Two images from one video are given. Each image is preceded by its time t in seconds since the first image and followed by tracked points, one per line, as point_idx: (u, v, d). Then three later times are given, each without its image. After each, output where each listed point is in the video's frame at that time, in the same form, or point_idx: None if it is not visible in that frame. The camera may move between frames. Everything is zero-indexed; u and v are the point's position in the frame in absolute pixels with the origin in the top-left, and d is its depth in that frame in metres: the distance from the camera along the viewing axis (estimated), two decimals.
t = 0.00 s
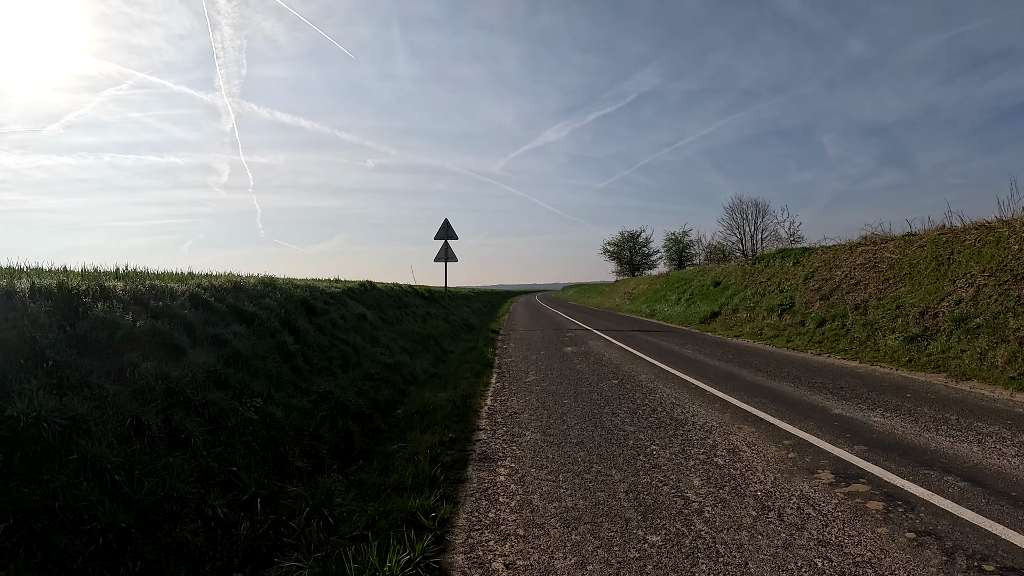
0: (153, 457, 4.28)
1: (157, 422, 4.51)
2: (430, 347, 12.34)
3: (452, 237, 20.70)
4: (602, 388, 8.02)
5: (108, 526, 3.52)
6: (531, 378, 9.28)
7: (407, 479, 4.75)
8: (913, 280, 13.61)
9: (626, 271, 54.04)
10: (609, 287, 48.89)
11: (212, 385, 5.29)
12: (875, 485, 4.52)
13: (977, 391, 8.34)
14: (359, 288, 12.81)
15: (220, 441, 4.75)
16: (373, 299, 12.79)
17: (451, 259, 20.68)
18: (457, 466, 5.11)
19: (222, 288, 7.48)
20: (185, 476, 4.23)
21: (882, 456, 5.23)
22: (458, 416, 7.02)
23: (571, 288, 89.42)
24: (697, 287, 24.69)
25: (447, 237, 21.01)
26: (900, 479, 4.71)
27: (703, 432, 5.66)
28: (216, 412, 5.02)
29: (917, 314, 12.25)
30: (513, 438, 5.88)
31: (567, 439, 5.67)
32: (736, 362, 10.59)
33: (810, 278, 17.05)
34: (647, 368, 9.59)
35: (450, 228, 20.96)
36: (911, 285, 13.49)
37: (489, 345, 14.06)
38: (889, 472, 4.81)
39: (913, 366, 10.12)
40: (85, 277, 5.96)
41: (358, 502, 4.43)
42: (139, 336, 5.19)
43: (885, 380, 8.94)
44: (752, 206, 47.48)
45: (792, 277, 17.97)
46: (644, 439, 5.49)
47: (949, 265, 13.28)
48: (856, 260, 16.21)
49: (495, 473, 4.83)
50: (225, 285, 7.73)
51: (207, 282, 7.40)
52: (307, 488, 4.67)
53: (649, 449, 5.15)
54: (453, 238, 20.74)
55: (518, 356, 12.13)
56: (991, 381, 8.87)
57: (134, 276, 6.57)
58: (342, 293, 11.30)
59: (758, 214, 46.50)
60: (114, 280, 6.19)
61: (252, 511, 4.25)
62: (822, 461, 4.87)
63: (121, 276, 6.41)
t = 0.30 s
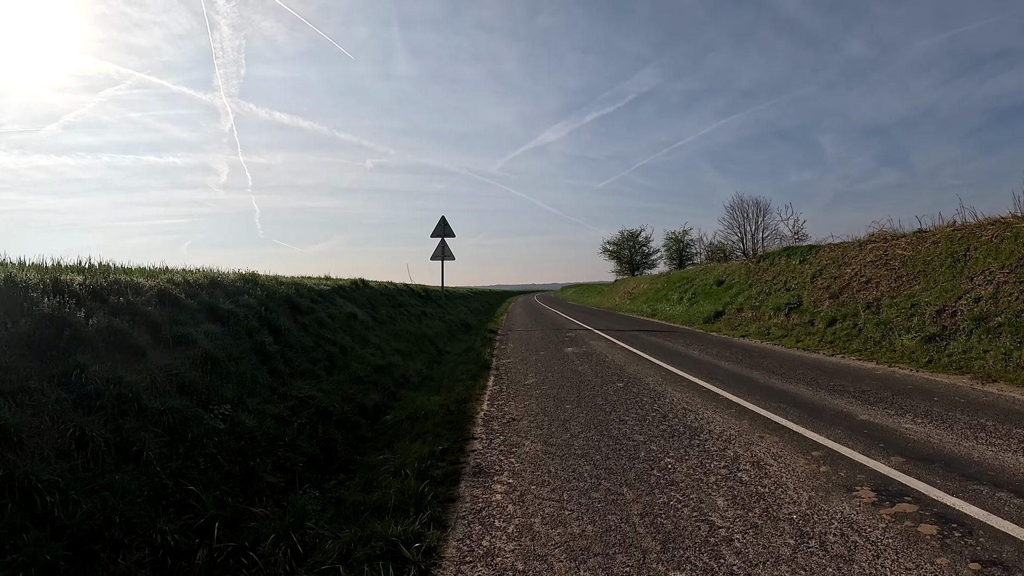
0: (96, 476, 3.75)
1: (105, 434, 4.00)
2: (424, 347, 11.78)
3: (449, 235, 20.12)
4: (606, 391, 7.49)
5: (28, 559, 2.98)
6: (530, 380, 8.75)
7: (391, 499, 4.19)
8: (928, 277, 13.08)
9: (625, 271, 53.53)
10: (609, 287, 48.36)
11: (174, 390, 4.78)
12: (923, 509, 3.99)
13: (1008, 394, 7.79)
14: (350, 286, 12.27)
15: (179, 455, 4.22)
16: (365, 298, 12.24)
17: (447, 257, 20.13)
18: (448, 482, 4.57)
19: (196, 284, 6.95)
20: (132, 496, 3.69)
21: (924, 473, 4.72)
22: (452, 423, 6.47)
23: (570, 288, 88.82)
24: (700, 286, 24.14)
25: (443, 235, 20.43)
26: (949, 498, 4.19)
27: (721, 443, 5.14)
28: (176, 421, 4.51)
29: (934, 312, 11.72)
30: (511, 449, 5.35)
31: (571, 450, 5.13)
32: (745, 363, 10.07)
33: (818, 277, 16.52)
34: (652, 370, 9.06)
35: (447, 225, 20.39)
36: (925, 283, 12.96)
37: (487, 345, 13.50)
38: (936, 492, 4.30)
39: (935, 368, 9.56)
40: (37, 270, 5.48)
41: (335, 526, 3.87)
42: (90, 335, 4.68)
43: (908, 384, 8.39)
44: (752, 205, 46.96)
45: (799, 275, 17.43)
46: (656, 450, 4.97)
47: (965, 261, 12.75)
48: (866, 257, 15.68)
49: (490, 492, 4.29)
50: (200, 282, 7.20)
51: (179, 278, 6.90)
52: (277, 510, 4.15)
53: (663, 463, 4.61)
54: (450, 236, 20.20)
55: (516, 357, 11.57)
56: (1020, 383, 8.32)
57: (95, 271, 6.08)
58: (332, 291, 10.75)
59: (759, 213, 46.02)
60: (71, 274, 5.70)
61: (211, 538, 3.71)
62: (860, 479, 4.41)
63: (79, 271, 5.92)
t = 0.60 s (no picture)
0: (31, 514, 3.30)
1: (45, 463, 3.57)
2: (420, 353, 11.30)
3: (447, 235, 19.62)
4: (614, 403, 6.99)
5: None
6: (531, 390, 8.24)
7: (370, 537, 3.69)
8: (944, 280, 12.56)
9: (626, 271, 52.99)
10: (610, 288, 47.82)
11: (133, 411, 4.43)
12: (982, 550, 3.47)
13: None
14: (343, 288, 11.79)
15: (132, 487, 3.85)
16: (359, 300, 11.76)
17: (445, 258, 19.64)
18: (437, 515, 4.10)
19: (167, 292, 6.59)
20: (73, 536, 3.27)
21: (971, 505, 4.22)
22: (446, 440, 5.98)
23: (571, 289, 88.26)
24: (703, 287, 23.63)
25: (441, 235, 19.93)
26: (1009, 535, 3.68)
27: (743, 468, 4.64)
28: (132, 447, 4.14)
29: (953, 317, 11.20)
30: (512, 472, 4.84)
31: (577, 475, 4.63)
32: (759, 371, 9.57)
33: (827, 279, 16.01)
34: (660, 378, 8.56)
35: (445, 226, 19.89)
36: (942, 286, 12.44)
37: (485, 350, 13.00)
38: (990, 527, 3.80)
39: (959, 377, 9.03)
40: None
41: (307, 570, 3.38)
42: (36, 348, 4.28)
43: (935, 396, 7.86)
44: (755, 205, 46.42)
45: (807, 277, 16.93)
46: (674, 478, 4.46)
47: (984, 263, 12.22)
48: (878, 259, 15.17)
49: (487, 527, 3.79)
50: (173, 288, 6.79)
51: (149, 286, 6.49)
52: (242, 548, 3.75)
53: (682, 494, 4.12)
54: (447, 236, 19.72)
55: (516, 363, 11.06)
56: None
57: (54, 277, 5.72)
58: (322, 294, 10.27)
59: (761, 212, 45.49)
60: (26, 280, 5.33)
61: None
62: (902, 519, 3.93)
63: (36, 276, 5.56)
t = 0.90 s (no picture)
0: None
1: None
2: (415, 354, 10.77)
3: (445, 233, 19.06)
4: (624, 411, 6.44)
5: None
6: (532, 395, 7.68)
7: None
8: (963, 279, 12.00)
9: (627, 271, 52.40)
10: (612, 287, 47.20)
11: (82, 424, 4.10)
12: None
13: None
14: (335, 287, 11.27)
15: (67, 516, 3.43)
16: (351, 299, 11.24)
17: (443, 256, 19.10)
18: (429, 546, 3.59)
19: (134, 289, 6.14)
20: None
21: None
22: (439, 452, 5.45)
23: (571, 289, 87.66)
24: (708, 287, 23.04)
25: (439, 233, 19.39)
26: None
27: (774, 492, 4.12)
28: (75, 467, 3.78)
29: (974, 317, 10.62)
30: (512, 493, 4.30)
31: (587, 497, 4.09)
32: (774, 374, 9.00)
33: (837, 278, 15.46)
34: (671, 383, 8.00)
35: (443, 223, 19.34)
36: (961, 285, 11.87)
37: (484, 351, 12.47)
38: None
39: (986, 380, 8.44)
40: None
41: None
42: None
43: (968, 402, 7.29)
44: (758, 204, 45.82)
45: (817, 276, 16.37)
46: (698, 504, 3.91)
47: (1006, 260, 11.63)
48: (892, 257, 14.60)
49: (483, 563, 3.25)
50: (141, 285, 6.32)
51: (115, 283, 6.04)
52: None
53: (710, 525, 3.59)
54: (445, 234, 19.18)
55: (516, 365, 10.51)
56: None
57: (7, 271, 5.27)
58: (312, 292, 9.75)
59: (765, 211, 44.85)
60: None
61: None
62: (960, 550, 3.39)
63: None
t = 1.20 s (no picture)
0: None
1: None
2: (405, 358, 10.23)
3: (438, 232, 18.51)
4: (628, 421, 5.92)
5: None
6: (529, 403, 7.15)
7: None
8: (976, 279, 11.58)
9: (623, 271, 52.00)
10: (608, 288, 46.73)
11: (10, 446, 3.60)
12: None
13: None
14: (321, 287, 10.70)
15: None
16: (338, 300, 10.67)
17: (437, 256, 18.52)
18: None
19: (91, 289, 5.59)
20: None
21: None
22: (427, 470, 4.90)
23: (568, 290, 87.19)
24: (707, 287, 22.60)
25: (432, 232, 18.84)
26: None
27: (806, 522, 3.61)
28: None
29: (991, 318, 10.18)
30: (507, 522, 3.77)
31: (592, 528, 3.56)
32: (785, 380, 8.51)
33: (843, 278, 15.02)
34: (677, 389, 7.48)
35: (436, 222, 18.79)
36: (975, 284, 11.45)
37: (478, 354, 11.92)
38: None
39: (1010, 385, 7.97)
40: None
41: None
42: None
43: (997, 409, 6.81)
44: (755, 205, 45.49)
45: (821, 276, 15.94)
46: (721, 537, 3.39)
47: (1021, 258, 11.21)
48: (900, 256, 14.19)
49: None
50: (101, 285, 5.76)
51: (70, 282, 5.49)
52: None
53: (738, 564, 3.06)
54: (439, 234, 18.62)
55: (511, 369, 9.97)
56: None
57: None
58: (295, 293, 9.20)
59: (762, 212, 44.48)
60: None
61: None
62: None
63: None
